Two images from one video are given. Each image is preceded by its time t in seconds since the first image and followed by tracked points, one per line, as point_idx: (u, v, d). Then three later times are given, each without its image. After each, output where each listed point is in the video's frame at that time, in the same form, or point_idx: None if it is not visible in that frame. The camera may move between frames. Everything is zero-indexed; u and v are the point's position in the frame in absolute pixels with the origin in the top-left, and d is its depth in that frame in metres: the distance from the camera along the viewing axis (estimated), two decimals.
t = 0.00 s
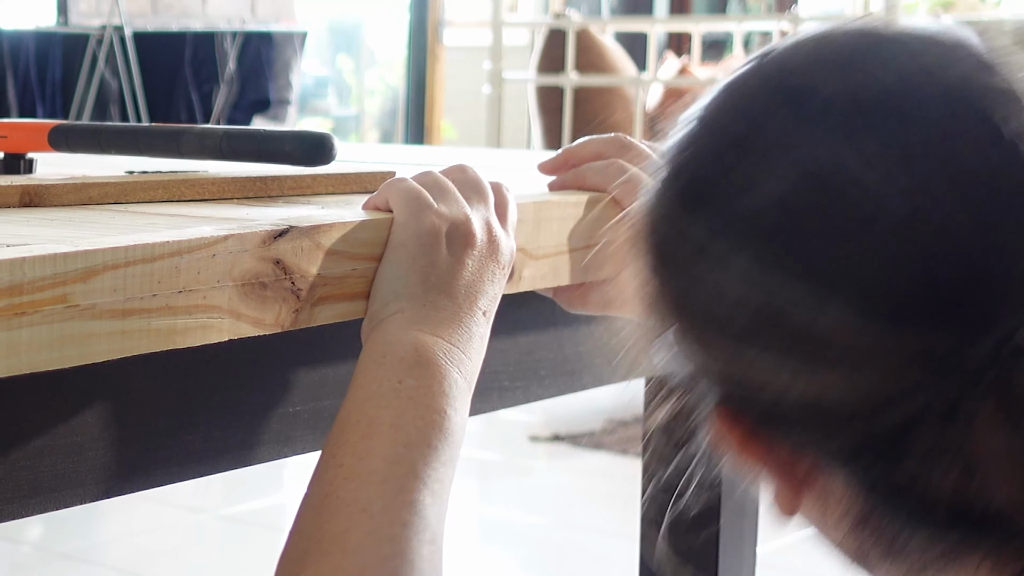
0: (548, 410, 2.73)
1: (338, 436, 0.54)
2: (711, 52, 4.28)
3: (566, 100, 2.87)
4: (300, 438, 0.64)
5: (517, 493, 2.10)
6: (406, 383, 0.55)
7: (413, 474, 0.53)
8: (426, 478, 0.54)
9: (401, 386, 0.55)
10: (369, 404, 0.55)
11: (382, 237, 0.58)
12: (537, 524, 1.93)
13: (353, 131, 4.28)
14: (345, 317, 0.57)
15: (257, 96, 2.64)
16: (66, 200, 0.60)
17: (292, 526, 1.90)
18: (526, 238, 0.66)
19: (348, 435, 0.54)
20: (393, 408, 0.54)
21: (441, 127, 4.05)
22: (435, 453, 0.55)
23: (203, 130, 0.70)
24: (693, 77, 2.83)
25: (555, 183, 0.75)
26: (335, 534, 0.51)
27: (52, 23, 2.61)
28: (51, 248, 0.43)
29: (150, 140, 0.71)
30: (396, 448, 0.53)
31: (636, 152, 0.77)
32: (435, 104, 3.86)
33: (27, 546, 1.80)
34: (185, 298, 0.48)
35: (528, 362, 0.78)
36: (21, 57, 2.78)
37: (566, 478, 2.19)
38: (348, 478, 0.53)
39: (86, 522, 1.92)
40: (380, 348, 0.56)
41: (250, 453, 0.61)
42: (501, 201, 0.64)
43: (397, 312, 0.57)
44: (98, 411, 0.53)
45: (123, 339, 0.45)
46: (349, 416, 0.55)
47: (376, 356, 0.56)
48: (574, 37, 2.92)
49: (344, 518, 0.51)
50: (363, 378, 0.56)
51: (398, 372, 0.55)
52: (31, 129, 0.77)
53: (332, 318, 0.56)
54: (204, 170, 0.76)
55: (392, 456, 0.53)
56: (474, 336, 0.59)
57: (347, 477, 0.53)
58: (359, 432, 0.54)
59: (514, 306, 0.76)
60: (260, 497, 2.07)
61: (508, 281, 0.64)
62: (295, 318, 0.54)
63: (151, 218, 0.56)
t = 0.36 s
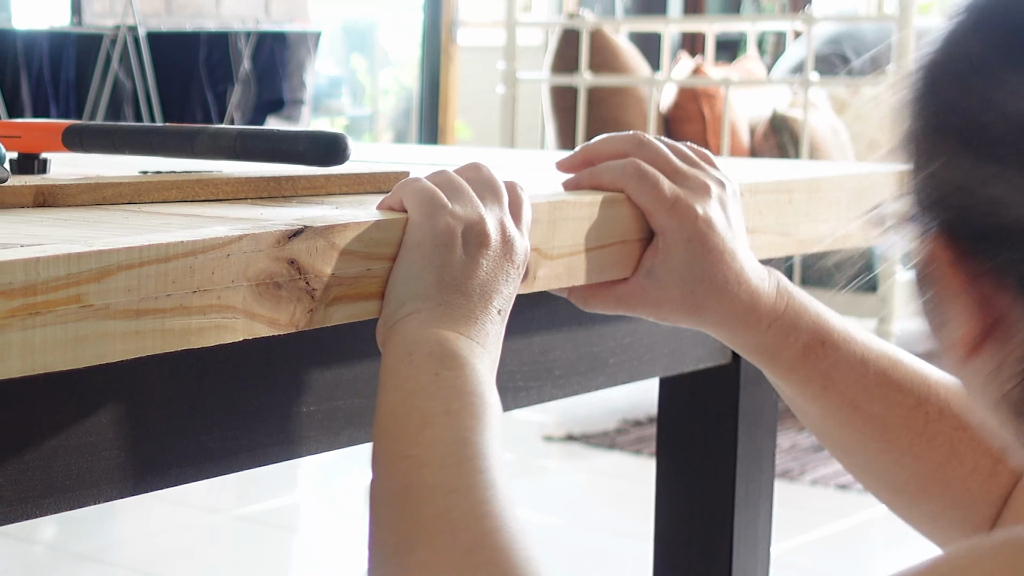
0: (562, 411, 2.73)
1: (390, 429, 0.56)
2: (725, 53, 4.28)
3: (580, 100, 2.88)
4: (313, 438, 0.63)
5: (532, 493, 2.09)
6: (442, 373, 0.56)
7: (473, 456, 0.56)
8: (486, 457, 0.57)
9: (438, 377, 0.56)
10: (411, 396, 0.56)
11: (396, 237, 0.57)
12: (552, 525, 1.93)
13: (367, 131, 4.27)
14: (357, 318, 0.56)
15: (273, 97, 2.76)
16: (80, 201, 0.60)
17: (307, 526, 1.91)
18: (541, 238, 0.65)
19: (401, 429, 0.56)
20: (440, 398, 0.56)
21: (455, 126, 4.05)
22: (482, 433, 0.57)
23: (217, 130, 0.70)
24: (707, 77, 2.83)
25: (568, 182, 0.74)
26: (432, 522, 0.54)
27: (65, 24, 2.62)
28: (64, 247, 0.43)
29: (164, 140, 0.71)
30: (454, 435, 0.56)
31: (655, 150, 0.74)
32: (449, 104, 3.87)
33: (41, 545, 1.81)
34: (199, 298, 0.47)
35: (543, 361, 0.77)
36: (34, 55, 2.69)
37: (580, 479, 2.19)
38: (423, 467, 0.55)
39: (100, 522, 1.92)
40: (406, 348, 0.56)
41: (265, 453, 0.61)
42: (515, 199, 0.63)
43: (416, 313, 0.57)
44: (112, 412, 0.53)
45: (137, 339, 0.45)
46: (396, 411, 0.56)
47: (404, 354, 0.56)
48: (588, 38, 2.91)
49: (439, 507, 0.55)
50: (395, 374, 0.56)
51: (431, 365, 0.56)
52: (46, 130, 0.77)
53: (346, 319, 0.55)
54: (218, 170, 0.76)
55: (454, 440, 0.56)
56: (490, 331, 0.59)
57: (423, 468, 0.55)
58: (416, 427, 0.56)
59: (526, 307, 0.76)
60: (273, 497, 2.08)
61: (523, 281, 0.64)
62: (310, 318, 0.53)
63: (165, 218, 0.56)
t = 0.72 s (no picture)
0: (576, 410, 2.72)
1: (452, 424, 0.54)
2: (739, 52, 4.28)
3: (594, 100, 2.88)
4: (327, 439, 0.63)
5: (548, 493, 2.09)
6: (485, 361, 0.56)
7: (545, 428, 0.54)
8: (557, 432, 0.55)
9: (484, 364, 0.55)
10: (463, 387, 0.55)
11: (413, 236, 0.57)
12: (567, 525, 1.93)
13: (381, 131, 4.31)
14: (374, 317, 0.56)
15: (286, 97, 2.78)
16: (93, 201, 0.60)
17: (320, 526, 1.91)
18: (556, 238, 0.65)
19: (466, 421, 0.54)
20: (495, 381, 0.55)
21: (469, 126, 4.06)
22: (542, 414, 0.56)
23: (231, 130, 0.70)
24: (720, 77, 2.83)
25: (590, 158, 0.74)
26: (538, 493, 0.52)
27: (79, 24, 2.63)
28: (80, 247, 0.43)
29: (178, 140, 0.71)
30: (522, 414, 0.54)
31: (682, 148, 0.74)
32: (462, 103, 3.89)
33: (55, 546, 1.81)
34: (214, 297, 0.47)
35: (557, 362, 0.77)
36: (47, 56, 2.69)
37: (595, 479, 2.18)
38: (504, 446, 0.53)
39: (113, 522, 1.93)
40: (440, 341, 0.56)
41: (279, 453, 0.61)
42: (530, 199, 0.63)
43: (437, 309, 0.57)
44: (126, 412, 0.53)
45: (153, 339, 0.45)
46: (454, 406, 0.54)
47: (440, 348, 0.56)
48: (601, 38, 2.91)
49: (539, 477, 0.52)
50: (441, 371, 0.55)
51: (471, 355, 0.55)
52: (60, 130, 0.77)
53: (362, 319, 0.55)
54: (232, 169, 0.76)
55: (523, 417, 0.54)
56: (505, 327, 0.59)
57: (506, 445, 0.53)
58: (482, 411, 0.54)
59: (540, 307, 0.75)
60: (286, 497, 2.08)
61: (538, 282, 0.63)
62: (325, 318, 0.53)
63: (179, 218, 0.56)
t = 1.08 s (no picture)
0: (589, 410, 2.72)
1: (485, 422, 0.54)
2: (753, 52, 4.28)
3: (607, 100, 2.88)
4: (343, 438, 0.63)
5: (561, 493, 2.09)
6: (513, 355, 0.56)
7: (578, 419, 0.54)
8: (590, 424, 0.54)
9: (511, 359, 0.55)
10: (492, 383, 0.54)
11: (430, 235, 0.57)
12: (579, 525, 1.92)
13: (394, 131, 4.32)
14: (390, 317, 0.56)
15: (300, 97, 2.79)
16: (107, 201, 0.60)
17: (334, 526, 1.91)
18: (571, 238, 0.65)
19: (500, 416, 0.53)
20: (524, 374, 0.55)
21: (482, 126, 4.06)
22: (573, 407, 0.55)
23: (245, 130, 0.69)
24: (734, 77, 2.81)
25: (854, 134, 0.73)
26: (578, 482, 0.51)
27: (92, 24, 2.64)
28: (93, 247, 0.43)
29: (191, 140, 0.71)
30: (553, 407, 0.54)
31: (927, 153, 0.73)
32: (476, 102, 3.90)
33: (68, 546, 1.82)
34: (229, 296, 0.47)
35: (571, 362, 0.77)
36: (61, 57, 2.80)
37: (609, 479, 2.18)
38: (542, 439, 0.52)
39: (126, 522, 1.94)
40: (464, 338, 0.56)
41: (293, 453, 0.61)
42: (543, 196, 0.62)
43: (458, 306, 0.57)
44: (138, 413, 0.53)
45: (167, 339, 0.45)
46: (485, 402, 0.54)
47: (465, 345, 0.56)
48: (615, 38, 2.91)
49: (578, 468, 0.52)
50: (469, 368, 0.55)
51: (500, 350, 0.56)
52: (74, 130, 0.77)
53: (378, 318, 0.55)
54: (245, 169, 0.76)
55: (556, 409, 0.54)
56: (526, 323, 0.59)
57: (542, 438, 0.52)
58: (515, 405, 0.54)
59: (554, 307, 0.75)
60: (299, 497, 2.09)
61: (554, 280, 0.63)
62: (340, 317, 0.53)
63: (192, 218, 0.56)
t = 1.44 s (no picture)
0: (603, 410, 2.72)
1: (496, 426, 0.54)
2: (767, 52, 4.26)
3: (621, 100, 2.88)
4: (357, 437, 0.63)
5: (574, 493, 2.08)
6: (525, 359, 0.55)
7: (589, 425, 0.53)
8: (603, 429, 0.54)
9: (523, 363, 0.55)
10: (503, 387, 0.54)
11: (444, 236, 0.57)
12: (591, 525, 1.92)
13: (409, 131, 4.34)
14: (404, 318, 0.56)
15: (314, 97, 2.80)
16: (121, 201, 0.60)
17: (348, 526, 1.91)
18: (585, 239, 0.65)
19: (511, 421, 0.53)
20: (535, 379, 0.55)
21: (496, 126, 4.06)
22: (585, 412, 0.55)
23: (259, 130, 0.69)
24: (748, 77, 2.80)
25: None
26: (590, 490, 0.51)
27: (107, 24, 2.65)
28: (108, 247, 0.43)
29: (205, 140, 0.71)
30: (564, 412, 0.54)
31: None
32: (490, 102, 3.90)
33: (82, 545, 1.82)
34: (243, 297, 0.47)
35: (584, 362, 0.77)
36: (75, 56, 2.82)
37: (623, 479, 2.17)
38: (553, 445, 0.52)
39: (140, 522, 1.94)
40: (476, 342, 0.56)
41: (307, 453, 0.61)
42: (558, 198, 0.62)
43: (470, 309, 0.57)
44: (152, 413, 0.53)
45: (181, 339, 0.45)
46: (497, 406, 0.54)
47: (477, 348, 0.55)
48: (629, 38, 2.90)
49: (590, 475, 0.52)
50: (480, 372, 0.55)
51: (512, 354, 0.55)
52: (88, 130, 0.77)
53: (392, 319, 0.55)
54: (259, 169, 0.76)
55: (568, 415, 0.54)
56: (538, 324, 0.59)
57: (553, 444, 0.52)
58: (527, 410, 0.53)
59: (568, 308, 0.75)
60: (312, 497, 2.09)
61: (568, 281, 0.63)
62: (354, 318, 0.53)
63: (207, 218, 0.56)
